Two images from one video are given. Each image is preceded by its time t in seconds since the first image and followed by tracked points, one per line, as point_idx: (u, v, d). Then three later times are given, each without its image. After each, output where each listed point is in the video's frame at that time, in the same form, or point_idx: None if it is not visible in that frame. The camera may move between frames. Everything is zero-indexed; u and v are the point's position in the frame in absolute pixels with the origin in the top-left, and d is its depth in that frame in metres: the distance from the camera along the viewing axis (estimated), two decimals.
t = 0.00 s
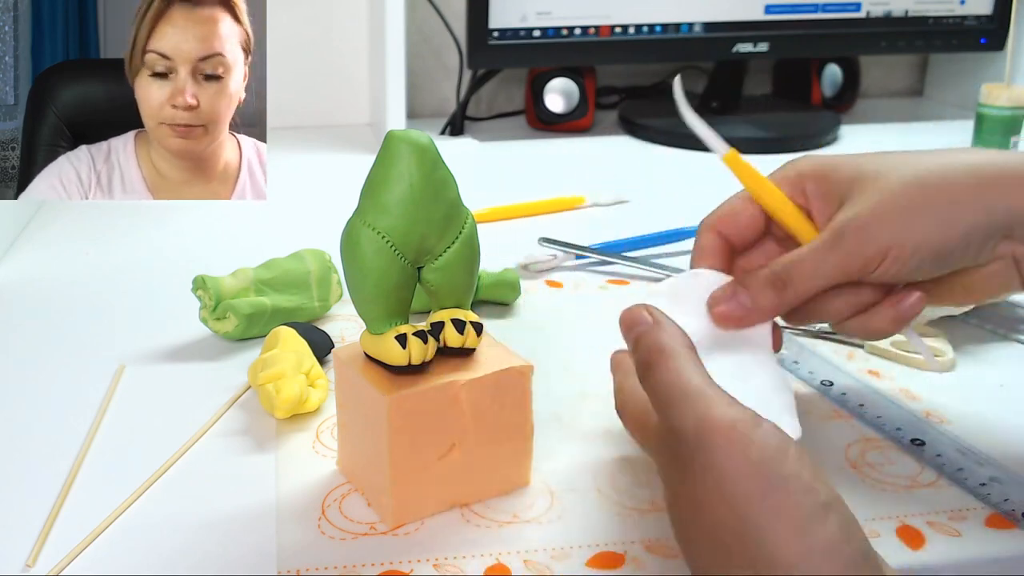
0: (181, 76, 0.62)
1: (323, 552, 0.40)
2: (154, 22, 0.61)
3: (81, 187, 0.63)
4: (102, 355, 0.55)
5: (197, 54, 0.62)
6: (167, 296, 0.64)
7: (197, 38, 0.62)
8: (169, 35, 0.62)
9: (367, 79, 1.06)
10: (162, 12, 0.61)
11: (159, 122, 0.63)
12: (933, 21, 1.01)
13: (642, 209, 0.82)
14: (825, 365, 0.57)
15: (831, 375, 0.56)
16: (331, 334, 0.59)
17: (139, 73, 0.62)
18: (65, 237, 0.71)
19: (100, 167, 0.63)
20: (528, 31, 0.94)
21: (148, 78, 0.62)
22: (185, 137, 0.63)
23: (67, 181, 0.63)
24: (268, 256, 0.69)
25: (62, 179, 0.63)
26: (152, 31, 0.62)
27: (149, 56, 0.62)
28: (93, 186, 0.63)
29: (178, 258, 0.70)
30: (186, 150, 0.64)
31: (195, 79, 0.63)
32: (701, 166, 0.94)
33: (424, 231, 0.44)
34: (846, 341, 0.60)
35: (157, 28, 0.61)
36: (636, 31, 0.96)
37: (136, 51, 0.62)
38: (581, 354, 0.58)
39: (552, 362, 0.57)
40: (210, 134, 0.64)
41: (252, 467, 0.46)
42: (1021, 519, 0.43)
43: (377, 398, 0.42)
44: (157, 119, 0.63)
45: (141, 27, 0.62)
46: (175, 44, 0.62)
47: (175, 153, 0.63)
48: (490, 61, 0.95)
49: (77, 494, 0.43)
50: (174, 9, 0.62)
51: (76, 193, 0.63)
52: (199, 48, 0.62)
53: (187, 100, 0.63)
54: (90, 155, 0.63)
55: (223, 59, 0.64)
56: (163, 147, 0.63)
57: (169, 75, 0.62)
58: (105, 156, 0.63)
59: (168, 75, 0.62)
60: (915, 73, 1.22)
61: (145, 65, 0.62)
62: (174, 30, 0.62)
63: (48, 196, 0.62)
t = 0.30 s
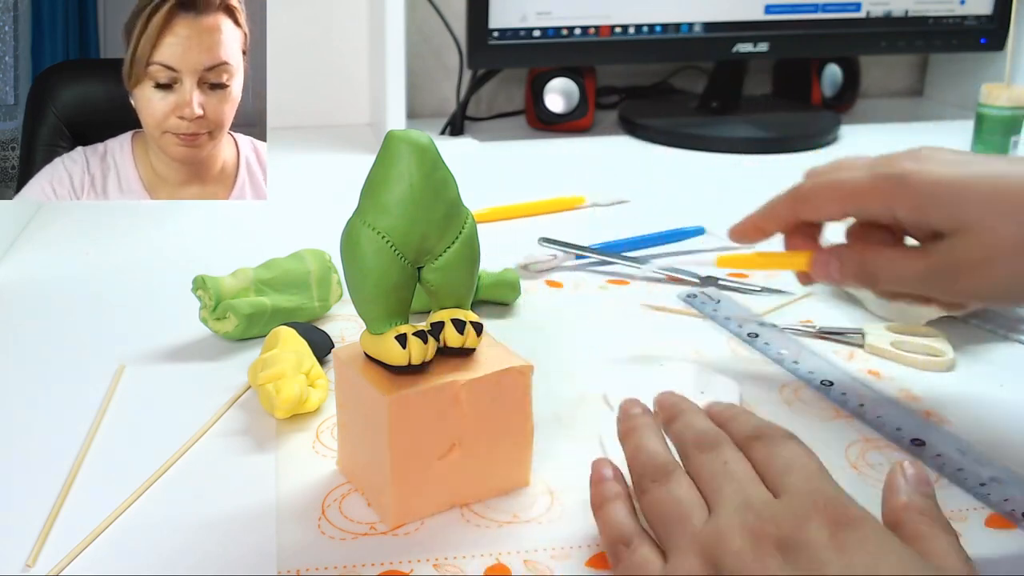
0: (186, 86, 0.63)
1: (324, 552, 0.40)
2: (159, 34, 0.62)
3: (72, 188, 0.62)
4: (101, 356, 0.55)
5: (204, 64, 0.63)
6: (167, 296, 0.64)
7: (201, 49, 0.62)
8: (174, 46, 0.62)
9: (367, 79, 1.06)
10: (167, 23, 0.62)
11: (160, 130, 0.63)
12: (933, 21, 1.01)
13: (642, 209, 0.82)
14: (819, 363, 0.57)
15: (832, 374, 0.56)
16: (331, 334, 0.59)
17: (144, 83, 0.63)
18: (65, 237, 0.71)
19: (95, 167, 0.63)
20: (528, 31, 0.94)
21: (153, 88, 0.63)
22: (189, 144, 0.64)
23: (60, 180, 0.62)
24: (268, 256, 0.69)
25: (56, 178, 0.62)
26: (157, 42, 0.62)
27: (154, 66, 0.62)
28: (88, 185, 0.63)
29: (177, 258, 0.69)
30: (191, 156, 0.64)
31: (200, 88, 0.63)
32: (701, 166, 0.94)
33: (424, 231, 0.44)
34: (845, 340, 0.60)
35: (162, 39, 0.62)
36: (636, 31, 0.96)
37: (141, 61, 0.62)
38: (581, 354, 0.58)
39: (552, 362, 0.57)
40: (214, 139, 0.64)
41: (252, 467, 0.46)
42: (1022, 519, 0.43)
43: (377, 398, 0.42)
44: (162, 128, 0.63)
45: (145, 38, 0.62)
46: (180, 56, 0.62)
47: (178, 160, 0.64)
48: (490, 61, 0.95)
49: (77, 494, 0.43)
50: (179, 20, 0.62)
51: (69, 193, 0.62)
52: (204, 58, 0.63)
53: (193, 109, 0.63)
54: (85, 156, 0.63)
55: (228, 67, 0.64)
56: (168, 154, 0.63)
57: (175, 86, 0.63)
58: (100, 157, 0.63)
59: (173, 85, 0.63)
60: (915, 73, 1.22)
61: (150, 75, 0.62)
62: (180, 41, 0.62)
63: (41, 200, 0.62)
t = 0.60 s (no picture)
0: (169, 84, 0.63)
1: (324, 551, 0.40)
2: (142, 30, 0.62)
3: (66, 187, 0.62)
4: (102, 355, 0.55)
5: (187, 62, 0.62)
6: (167, 296, 0.64)
7: (184, 47, 0.62)
8: (158, 44, 0.62)
9: (367, 79, 1.06)
10: (150, 20, 0.62)
11: (143, 127, 0.63)
12: (933, 21, 1.01)
13: (642, 209, 0.82)
14: (819, 361, 0.57)
15: (832, 373, 0.56)
16: (331, 334, 0.59)
17: (128, 79, 0.62)
18: (66, 237, 0.71)
19: (89, 166, 0.63)
20: (528, 31, 0.94)
21: (137, 85, 0.62)
22: (173, 144, 0.64)
23: (54, 179, 0.62)
24: (268, 256, 0.69)
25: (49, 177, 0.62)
26: (142, 39, 0.62)
27: (138, 63, 0.62)
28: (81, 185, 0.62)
29: (177, 258, 0.70)
30: (177, 156, 0.64)
31: (183, 87, 0.63)
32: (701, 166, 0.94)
33: (424, 231, 0.44)
34: (845, 340, 0.60)
35: (147, 37, 0.62)
36: (636, 31, 0.96)
37: (127, 57, 0.62)
38: (581, 354, 0.58)
39: (552, 362, 0.57)
40: (197, 139, 0.64)
41: (252, 467, 0.46)
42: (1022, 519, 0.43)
43: (377, 398, 0.42)
44: (144, 126, 0.63)
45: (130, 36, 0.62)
46: (162, 53, 0.62)
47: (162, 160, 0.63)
48: (489, 61, 0.95)
49: (77, 495, 0.43)
50: (163, 17, 0.62)
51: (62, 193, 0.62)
52: (189, 57, 0.62)
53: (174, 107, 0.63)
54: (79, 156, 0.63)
55: (213, 67, 0.63)
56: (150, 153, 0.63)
57: (158, 83, 0.63)
58: (96, 157, 0.63)
59: (156, 82, 0.63)
60: (915, 72, 1.22)
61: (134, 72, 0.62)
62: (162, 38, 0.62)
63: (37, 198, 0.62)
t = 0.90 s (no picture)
0: (199, 92, 0.63)
1: (323, 551, 0.40)
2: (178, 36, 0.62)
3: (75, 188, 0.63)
4: (102, 355, 0.55)
5: (218, 70, 0.63)
6: (166, 296, 0.64)
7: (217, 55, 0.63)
8: (191, 51, 0.62)
9: (367, 79, 1.06)
10: (187, 26, 0.62)
11: (170, 134, 0.63)
12: (933, 21, 1.01)
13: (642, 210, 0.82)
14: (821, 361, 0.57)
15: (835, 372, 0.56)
16: (331, 334, 0.59)
17: (157, 84, 0.62)
18: (66, 237, 0.71)
19: (99, 164, 0.63)
20: (528, 31, 0.94)
21: (164, 90, 0.63)
22: (197, 150, 0.64)
23: (61, 183, 0.62)
24: (268, 256, 0.69)
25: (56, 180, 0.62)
26: (176, 45, 0.62)
27: (171, 69, 0.62)
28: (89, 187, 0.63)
29: (177, 258, 0.69)
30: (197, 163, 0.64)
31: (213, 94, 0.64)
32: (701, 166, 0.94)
33: (424, 231, 0.44)
34: (845, 340, 0.60)
35: (182, 43, 0.62)
36: (636, 31, 0.96)
37: (160, 62, 0.62)
38: (581, 354, 0.58)
39: (552, 362, 0.57)
40: (221, 146, 0.65)
41: (252, 467, 0.46)
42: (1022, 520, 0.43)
43: (377, 398, 0.42)
44: (171, 133, 0.63)
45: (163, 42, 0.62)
46: (196, 59, 0.62)
47: (184, 166, 0.64)
48: (490, 61, 0.95)
49: (77, 495, 0.43)
50: (198, 24, 0.62)
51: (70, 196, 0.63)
52: (221, 65, 0.63)
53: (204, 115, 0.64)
54: (86, 156, 0.63)
55: (241, 74, 0.65)
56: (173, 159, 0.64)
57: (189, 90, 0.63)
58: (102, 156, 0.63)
59: (186, 89, 0.63)
60: (915, 72, 1.22)
61: (164, 78, 0.62)
62: (197, 44, 0.62)
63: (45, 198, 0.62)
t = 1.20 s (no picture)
0: (239, 114, 0.67)
1: (324, 551, 0.40)
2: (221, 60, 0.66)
3: (95, 188, 0.63)
4: (101, 355, 0.55)
5: (258, 95, 0.68)
6: (166, 296, 0.64)
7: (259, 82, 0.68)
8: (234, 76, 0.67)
9: (367, 78, 1.06)
10: (231, 51, 0.66)
11: (203, 154, 0.65)
12: (934, 21, 1.01)
13: (642, 210, 0.82)
14: (823, 361, 0.57)
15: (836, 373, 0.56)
16: (331, 334, 0.59)
17: (196, 101, 0.65)
18: (66, 237, 0.71)
19: (117, 166, 0.63)
20: (528, 31, 0.94)
21: (203, 108, 0.65)
22: (228, 172, 0.66)
23: (82, 181, 0.63)
24: (269, 256, 0.69)
25: (77, 179, 0.63)
26: (219, 69, 0.66)
27: (213, 89, 0.66)
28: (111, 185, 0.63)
29: (178, 258, 0.69)
30: (227, 183, 0.66)
31: (250, 119, 0.68)
32: (701, 166, 0.94)
33: (424, 231, 0.44)
34: (845, 340, 0.60)
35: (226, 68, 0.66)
36: (636, 31, 0.96)
37: (204, 81, 0.65)
38: (581, 354, 0.58)
39: (552, 362, 0.57)
40: (251, 169, 0.68)
41: (252, 467, 0.46)
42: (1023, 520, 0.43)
43: (377, 398, 0.42)
44: (205, 151, 0.65)
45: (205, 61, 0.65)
46: (238, 84, 0.67)
47: (212, 185, 0.66)
48: (490, 61, 0.95)
49: (77, 495, 0.43)
50: (244, 51, 0.67)
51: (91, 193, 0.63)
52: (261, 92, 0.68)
53: (239, 137, 0.67)
54: (107, 155, 0.63)
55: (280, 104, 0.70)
56: (203, 177, 0.65)
57: (227, 111, 0.67)
58: (123, 156, 0.63)
59: (225, 110, 0.67)
60: (915, 72, 1.22)
61: (204, 96, 0.65)
62: (241, 71, 0.67)
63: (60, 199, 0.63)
